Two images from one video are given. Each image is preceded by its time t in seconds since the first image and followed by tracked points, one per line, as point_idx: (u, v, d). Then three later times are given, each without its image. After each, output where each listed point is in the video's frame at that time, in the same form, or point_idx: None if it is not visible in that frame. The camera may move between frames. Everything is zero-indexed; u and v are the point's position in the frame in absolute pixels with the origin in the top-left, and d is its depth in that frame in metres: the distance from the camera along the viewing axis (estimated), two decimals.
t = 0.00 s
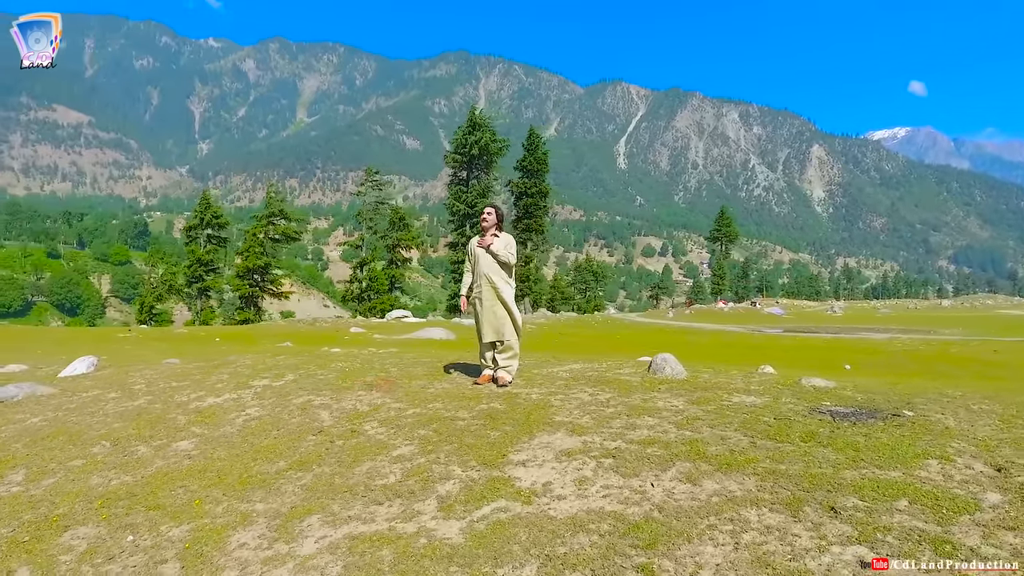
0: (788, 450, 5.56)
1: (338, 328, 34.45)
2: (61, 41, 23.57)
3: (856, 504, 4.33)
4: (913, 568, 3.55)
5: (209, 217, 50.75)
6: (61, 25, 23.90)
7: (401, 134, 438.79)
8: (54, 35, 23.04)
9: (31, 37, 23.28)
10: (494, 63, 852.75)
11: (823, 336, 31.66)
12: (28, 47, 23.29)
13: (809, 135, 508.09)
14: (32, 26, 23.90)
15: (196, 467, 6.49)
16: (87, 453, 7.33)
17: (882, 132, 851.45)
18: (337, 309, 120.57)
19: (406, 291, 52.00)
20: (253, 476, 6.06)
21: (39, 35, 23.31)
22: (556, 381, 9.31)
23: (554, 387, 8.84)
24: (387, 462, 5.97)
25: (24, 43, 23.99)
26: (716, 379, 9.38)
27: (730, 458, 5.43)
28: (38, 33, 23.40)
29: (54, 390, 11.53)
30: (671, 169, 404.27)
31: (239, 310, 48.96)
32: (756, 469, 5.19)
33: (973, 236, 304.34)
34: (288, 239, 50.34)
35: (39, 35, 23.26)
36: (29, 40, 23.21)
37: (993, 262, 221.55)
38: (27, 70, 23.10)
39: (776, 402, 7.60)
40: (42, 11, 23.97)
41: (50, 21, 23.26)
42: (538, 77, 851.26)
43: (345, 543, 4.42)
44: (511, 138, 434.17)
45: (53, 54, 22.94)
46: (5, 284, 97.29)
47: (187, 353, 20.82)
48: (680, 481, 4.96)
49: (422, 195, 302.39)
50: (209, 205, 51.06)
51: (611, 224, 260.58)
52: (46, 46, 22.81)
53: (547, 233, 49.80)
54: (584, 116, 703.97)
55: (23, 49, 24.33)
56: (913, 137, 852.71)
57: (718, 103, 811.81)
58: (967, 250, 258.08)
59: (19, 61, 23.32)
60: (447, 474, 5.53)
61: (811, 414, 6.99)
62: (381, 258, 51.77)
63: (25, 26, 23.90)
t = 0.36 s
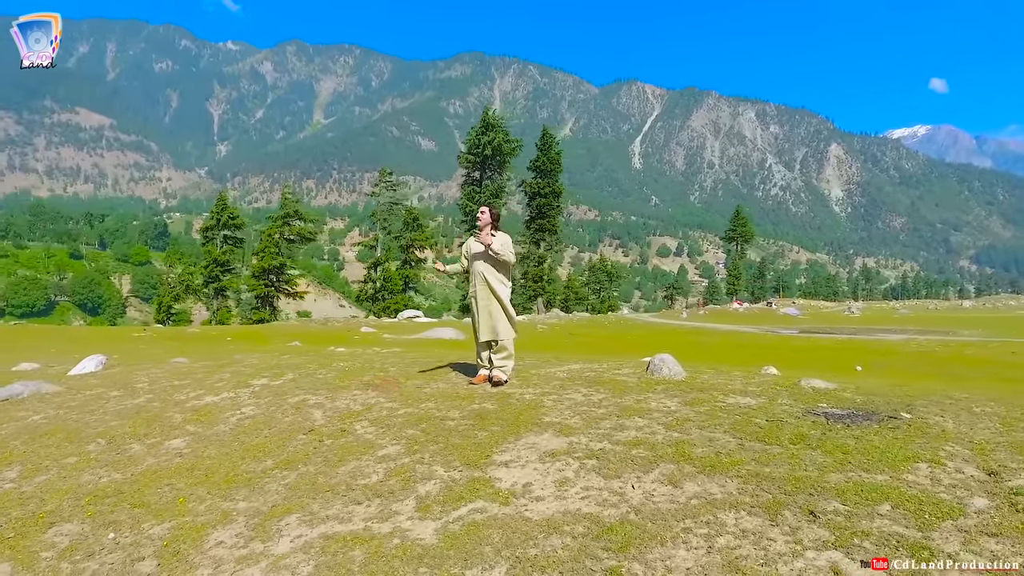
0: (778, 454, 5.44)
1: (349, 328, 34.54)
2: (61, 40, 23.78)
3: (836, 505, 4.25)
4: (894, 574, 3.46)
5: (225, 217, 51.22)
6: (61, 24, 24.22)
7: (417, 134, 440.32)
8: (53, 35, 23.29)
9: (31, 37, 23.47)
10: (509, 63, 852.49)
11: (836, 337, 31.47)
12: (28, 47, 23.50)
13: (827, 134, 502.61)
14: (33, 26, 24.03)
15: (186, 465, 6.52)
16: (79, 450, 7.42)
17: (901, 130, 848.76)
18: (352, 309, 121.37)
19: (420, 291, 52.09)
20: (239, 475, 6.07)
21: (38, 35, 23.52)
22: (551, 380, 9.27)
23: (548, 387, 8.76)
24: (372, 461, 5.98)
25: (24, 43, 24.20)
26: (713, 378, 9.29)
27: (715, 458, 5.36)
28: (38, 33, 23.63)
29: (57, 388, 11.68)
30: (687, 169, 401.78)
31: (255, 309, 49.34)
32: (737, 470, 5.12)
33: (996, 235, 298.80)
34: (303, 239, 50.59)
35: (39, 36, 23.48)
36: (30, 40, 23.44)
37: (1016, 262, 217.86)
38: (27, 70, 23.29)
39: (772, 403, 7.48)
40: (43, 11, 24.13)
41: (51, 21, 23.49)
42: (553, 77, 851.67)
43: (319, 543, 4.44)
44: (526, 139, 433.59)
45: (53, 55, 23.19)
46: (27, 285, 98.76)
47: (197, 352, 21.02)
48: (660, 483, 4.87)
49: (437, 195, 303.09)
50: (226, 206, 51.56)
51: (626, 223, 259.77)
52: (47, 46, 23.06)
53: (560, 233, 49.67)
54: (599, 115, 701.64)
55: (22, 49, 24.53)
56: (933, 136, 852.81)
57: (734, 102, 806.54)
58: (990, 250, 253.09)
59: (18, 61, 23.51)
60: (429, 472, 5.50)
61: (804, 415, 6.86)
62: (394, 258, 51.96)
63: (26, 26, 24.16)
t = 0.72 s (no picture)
0: (768, 457, 5.32)
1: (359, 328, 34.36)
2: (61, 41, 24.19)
3: (819, 511, 4.14)
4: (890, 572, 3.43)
5: (242, 218, 51.62)
6: (60, 24, 24.60)
7: (433, 135, 441.70)
8: (54, 36, 23.71)
9: (32, 37, 23.92)
10: (525, 63, 852.95)
11: (854, 338, 30.65)
12: (28, 47, 23.92)
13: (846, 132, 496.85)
14: (33, 26, 24.52)
15: (179, 462, 6.57)
16: (78, 448, 7.49)
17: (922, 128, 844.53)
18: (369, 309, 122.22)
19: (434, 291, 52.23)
20: (230, 475, 6.09)
21: (39, 35, 23.93)
22: (549, 381, 9.21)
23: (546, 387, 8.67)
24: (360, 462, 5.95)
25: (24, 43, 24.68)
26: (713, 380, 9.13)
27: (702, 463, 5.26)
28: (38, 33, 24.03)
29: (67, 386, 11.84)
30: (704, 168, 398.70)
31: (272, 308, 49.71)
32: (726, 473, 5.03)
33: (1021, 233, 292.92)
34: (319, 240, 50.86)
35: (39, 35, 23.87)
36: (30, 40, 23.86)
37: None
38: (28, 70, 23.75)
39: (770, 405, 7.32)
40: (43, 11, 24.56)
41: (51, 21, 23.87)
42: (569, 77, 851.48)
43: (296, 543, 4.40)
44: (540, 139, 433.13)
45: (53, 55, 23.64)
46: (52, 284, 100.42)
47: (207, 351, 21.07)
48: (644, 487, 4.79)
49: (452, 196, 304.07)
50: (243, 207, 52.01)
51: (642, 223, 258.71)
52: (47, 46, 23.48)
53: (574, 233, 49.46)
54: (615, 114, 699.35)
55: (23, 49, 25.06)
56: (956, 133, 852.80)
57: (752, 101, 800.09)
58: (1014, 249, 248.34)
59: (19, 61, 23.98)
60: (415, 472, 5.50)
61: (802, 418, 6.69)
62: (409, 258, 52.07)
63: (26, 26, 24.62)
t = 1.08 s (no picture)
0: (761, 459, 5.22)
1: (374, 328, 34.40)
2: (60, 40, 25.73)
3: (809, 516, 4.03)
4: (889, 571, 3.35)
5: (260, 219, 52.05)
6: (59, 24, 26.08)
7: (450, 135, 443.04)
8: (53, 35, 25.19)
9: (32, 38, 25.51)
10: (542, 64, 852.77)
11: (873, 339, 30.09)
12: (28, 47, 25.57)
13: (868, 131, 490.38)
14: (32, 27, 26.08)
15: (177, 461, 6.62)
16: (81, 445, 7.62)
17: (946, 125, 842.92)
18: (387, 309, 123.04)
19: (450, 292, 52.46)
20: (222, 472, 6.12)
21: (39, 35, 25.50)
22: (549, 380, 9.19)
23: (545, 387, 8.67)
24: (352, 459, 5.99)
25: (23, 43, 26.17)
26: (718, 382, 8.96)
27: (695, 466, 5.16)
28: (38, 33, 25.57)
29: (78, 384, 12.09)
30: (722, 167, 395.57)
31: (289, 308, 50.19)
32: (717, 475, 4.92)
33: None
34: (336, 240, 51.16)
35: (40, 35, 25.44)
36: (30, 40, 25.44)
37: None
38: (28, 69, 25.37)
39: (771, 406, 7.22)
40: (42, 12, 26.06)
41: (50, 22, 25.36)
42: (586, 77, 850.53)
43: (279, 541, 4.40)
44: (556, 139, 432.09)
45: (52, 54, 25.19)
46: (77, 284, 102.21)
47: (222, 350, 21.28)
48: (632, 487, 4.73)
49: (469, 196, 305.16)
50: (261, 208, 52.41)
51: (659, 223, 257.36)
52: (46, 46, 25.01)
53: (590, 233, 49.25)
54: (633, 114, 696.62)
55: (23, 48, 26.48)
56: (981, 131, 852.31)
57: (772, 99, 792.36)
58: None
59: (20, 60, 25.61)
60: (404, 470, 5.47)
61: (802, 420, 6.56)
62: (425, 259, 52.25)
63: (26, 26, 26.08)
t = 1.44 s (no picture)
0: (754, 461, 5.14)
1: (391, 328, 34.47)
2: (60, 40, 26.27)
3: (797, 520, 3.94)
4: None
5: (282, 220, 52.38)
6: (59, 24, 26.57)
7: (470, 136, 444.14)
8: (54, 36, 25.79)
9: (31, 38, 26.04)
10: (562, 64, 853.63)
11: (894, 340, 29.69)
12: (28, 47, 26.10)
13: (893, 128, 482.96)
14: (31, 27, 26.59)
15: (177, 458, 6.71)
16: (86, 442, 7.73)
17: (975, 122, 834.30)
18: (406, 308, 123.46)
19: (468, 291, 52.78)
20: (221, 469, 6.17)
21: (39, 35, 26.03)
22: (552, 380, 9.13)
23: (547, 387, 8.65)
24: (346, 459, 5.95)
25: (24, 43, 26.72)
26: (723, 381, 8.86)
27: (688, 466, 5.08)
28: (38, 34, 26.13)
29: (91, 381, 12.35)
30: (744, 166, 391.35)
31: (310, 308, 50.65)
32: (706, 477, 4.85)
33: None
34: (355, 241, 51.42)
35: (39, 36, 25.95)
36: (30, 40, 25.98)
37: None
38: (29, 68, 25.98)
39: (773, 407, 7.12)
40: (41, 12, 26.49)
41: (50, 21, 25.89)
42: (606, 76, 851.62)
43: (265, 539, 4.42)
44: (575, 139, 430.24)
45: (52, 54, 25.78)
46: (106, 284, 104.28)
47: (240, 349, 21.57)
48: (622, 488, 4.67)
49: (489, 196, 306.38)
50: (282, 209, 52.76)
51: (680, 223, 255.98)
52: (46, 46, 25.56)
53: (609, 233, 48.97)
54: (653, 113, 692.64)
55: (23, 48, 27.07)
56: (1011, 127, 848.86)
57: (794, 97, 784.32)
58: None
59: (20, 60, 26.19)
60: (395, 469, 5.48)
61: (804, 420, 6.46)
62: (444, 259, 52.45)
63: (26, 26, 26.65)
